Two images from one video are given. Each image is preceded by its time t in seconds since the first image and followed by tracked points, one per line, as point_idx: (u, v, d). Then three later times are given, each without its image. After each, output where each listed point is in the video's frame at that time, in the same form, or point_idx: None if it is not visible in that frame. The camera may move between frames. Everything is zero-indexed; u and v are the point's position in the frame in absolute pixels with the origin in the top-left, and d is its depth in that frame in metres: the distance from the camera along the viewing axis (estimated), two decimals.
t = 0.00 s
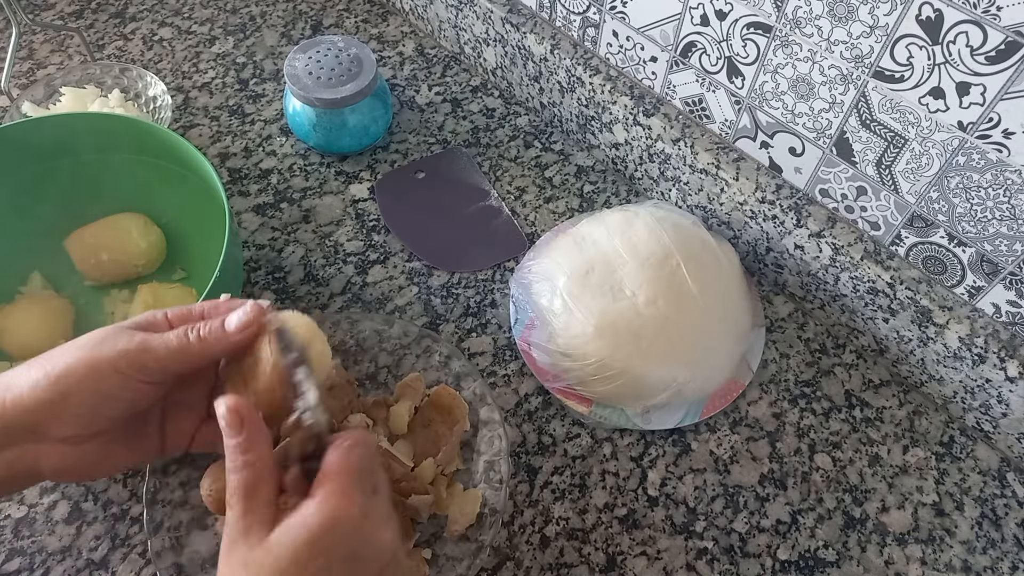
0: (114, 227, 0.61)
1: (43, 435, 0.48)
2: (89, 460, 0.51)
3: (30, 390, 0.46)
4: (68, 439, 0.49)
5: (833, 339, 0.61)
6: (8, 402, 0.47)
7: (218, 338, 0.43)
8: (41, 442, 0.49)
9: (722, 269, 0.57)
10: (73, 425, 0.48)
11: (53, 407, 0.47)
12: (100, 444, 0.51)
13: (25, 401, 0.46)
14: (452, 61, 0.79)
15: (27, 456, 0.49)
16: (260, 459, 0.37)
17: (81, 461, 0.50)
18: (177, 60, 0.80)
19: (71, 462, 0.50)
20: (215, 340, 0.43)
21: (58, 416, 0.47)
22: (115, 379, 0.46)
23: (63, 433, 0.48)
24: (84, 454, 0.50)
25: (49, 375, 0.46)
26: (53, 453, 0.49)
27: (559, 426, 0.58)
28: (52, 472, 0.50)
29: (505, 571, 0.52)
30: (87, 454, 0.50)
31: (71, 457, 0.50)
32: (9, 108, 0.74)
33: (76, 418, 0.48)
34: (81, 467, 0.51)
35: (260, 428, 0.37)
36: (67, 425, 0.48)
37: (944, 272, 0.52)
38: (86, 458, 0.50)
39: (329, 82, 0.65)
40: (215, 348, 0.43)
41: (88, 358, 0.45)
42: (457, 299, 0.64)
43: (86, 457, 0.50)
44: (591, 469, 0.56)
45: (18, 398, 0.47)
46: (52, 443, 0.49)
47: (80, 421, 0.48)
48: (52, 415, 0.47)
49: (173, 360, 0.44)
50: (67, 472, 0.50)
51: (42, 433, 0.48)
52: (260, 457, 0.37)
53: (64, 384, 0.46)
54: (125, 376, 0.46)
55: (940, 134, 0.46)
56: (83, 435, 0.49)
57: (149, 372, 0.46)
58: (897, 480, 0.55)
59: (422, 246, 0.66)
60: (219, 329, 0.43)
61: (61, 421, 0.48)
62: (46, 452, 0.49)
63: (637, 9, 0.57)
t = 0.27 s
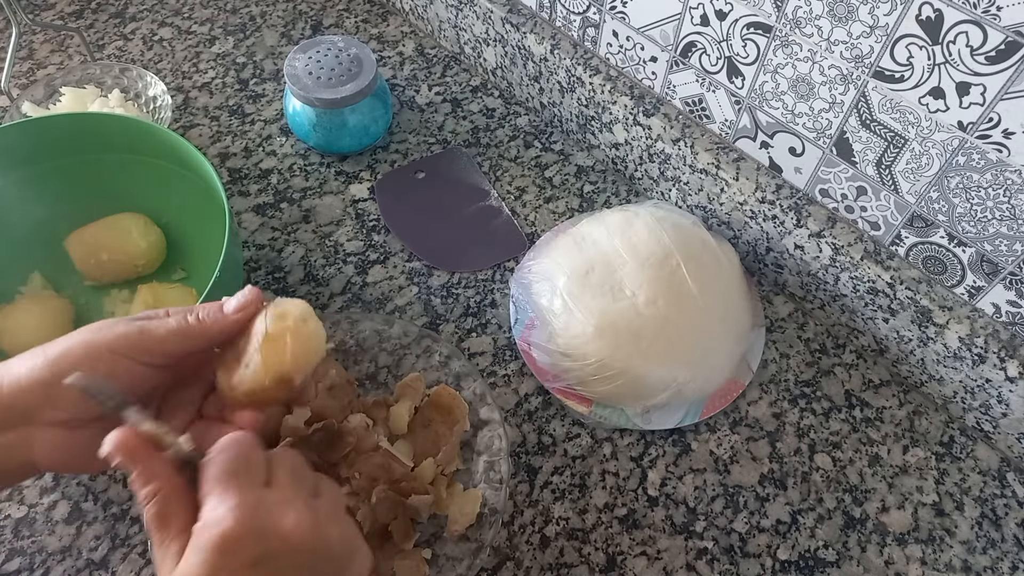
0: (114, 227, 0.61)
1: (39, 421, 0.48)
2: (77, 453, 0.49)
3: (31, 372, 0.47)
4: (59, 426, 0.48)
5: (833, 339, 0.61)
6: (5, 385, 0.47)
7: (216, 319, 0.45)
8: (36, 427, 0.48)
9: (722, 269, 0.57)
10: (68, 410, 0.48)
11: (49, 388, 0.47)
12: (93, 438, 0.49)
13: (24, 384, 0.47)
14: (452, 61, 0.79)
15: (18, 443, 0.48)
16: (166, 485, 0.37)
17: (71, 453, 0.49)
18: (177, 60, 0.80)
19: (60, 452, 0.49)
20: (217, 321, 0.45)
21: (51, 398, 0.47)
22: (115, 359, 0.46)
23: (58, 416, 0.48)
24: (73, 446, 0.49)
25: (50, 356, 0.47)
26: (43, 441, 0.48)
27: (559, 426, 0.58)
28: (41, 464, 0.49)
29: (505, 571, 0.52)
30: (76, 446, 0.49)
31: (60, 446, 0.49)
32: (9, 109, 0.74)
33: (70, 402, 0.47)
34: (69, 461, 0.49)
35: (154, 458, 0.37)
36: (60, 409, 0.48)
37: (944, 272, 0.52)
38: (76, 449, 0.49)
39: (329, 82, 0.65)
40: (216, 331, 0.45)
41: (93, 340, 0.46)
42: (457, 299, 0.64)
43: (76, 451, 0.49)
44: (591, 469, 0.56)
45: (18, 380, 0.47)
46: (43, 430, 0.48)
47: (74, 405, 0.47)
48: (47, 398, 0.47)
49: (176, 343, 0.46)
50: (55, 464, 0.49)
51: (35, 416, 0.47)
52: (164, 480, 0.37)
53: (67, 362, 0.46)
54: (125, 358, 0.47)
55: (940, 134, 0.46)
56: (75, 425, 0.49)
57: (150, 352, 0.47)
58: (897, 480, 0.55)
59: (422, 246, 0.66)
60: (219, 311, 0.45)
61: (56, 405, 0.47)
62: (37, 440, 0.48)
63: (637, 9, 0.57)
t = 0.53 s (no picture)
0: (114, 227, 0.61)
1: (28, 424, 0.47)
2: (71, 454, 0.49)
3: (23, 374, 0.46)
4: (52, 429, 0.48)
5: (833, 340, 0.61)
6: None
7: (217, 329, 0.46)
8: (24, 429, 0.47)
9: (722, 270, 0.57)
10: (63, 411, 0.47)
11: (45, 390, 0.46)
12: (84, 440, 0.50)
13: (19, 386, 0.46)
14: (452, 61, 0.79)
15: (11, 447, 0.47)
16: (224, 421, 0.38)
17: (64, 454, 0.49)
18: (177, 60, 0.80)
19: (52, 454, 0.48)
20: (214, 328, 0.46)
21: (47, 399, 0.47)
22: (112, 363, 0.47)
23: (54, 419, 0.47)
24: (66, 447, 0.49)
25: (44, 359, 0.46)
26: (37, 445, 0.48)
27: (559, 426, 0.58)
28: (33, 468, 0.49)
29: (505, 571, 0.52)
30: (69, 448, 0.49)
31: (54, 449, 0.48)
32: (9, 108, 0.74)
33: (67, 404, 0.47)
34: (62, 462, 0.49)
35: (220, 393, 0.38)
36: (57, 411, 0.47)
37: (943, 272, 0.52)
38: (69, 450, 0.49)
39: (329, 82, 0.65)
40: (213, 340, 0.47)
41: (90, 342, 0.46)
42: (457, 299, 0.64)
43: (71, 452, 0.49)
44: (591, 469, 0.56)
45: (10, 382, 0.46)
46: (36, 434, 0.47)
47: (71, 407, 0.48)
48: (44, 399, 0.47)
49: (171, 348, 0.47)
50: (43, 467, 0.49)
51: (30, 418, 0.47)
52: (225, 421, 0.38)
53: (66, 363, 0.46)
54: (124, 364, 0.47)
55: (940, 134, 0.46)
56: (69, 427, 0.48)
57: (148, 358, 0.47)
58: (897, 480, 0.55)
59: (422, 246, 0.66)
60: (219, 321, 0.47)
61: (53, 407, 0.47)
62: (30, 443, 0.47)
63: (637, 9, 0.57)
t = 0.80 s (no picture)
0: (114, 227, 0.61)
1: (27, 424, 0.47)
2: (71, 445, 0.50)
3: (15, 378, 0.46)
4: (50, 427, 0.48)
5: (833, 340, 0.61)
6: None
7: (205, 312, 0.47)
8: (23, 428, 0.48)
9: (722, 269, 0.57)
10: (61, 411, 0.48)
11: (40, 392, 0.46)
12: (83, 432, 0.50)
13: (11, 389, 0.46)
14: (452, 61, 0.79)
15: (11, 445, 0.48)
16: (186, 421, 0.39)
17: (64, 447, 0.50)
18: (177, 60, 0.80)
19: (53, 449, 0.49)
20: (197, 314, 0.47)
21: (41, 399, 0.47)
22: (105, 361, 0.46)
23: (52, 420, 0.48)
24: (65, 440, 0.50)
25: (33, 360, 0.46)
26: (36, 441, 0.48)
27: (559, 426, 0.58)
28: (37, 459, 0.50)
29: (505, 571, 0.52)
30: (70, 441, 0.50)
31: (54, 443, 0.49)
32: (9, 108, 0.74)
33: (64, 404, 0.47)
34: (61, 454, 0.50)
35: (184, 391, 0.40)
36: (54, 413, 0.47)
37: (943, 272, 0.52)
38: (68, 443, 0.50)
39: (329, 82, 0.65)
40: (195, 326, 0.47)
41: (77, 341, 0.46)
42: (457, 299, 0.64)
43: (72, 444, 0.50)
44: (591, 469, 0.56)
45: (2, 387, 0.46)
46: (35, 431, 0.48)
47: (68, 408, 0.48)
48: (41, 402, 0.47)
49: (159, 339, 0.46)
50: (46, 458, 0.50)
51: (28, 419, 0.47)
52: (189, 422, 0.39)
53: (57, 364, 0.46)
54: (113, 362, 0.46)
55: (940, 134, 0.46)
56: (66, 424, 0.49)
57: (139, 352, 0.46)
58: (897, 480, 0.55)
59: (422, 246, 0.66)
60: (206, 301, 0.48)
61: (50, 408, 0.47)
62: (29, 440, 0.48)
63: (637, 9, 0.57)
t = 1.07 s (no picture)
0: (114, 227, 0.61)
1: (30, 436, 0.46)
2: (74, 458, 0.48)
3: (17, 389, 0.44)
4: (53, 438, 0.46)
5: (833, 340, 0.61)
6: None
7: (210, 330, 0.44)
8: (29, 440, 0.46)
9: (722, 269, 0.57)
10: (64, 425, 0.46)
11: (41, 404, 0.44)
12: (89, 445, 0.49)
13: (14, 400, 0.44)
14: (452, 61, 0.79)
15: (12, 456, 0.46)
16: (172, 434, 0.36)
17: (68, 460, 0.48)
18: (177, 60, 0.80)
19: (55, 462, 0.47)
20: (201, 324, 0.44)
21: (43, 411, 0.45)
22: (108, 374, 0.44)
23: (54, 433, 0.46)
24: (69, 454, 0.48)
25: (37, 371, 0.44)
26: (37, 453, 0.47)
27: (559, 426, 0.58)
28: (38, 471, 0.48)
29: (505, 571, 0.52)
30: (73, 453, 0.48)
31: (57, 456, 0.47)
32: (9, 108, 0.74)
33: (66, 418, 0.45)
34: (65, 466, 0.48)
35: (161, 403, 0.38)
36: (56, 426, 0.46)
37: (943, 272, 0.52)
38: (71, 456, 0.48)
39: (329, 82, 0.65)
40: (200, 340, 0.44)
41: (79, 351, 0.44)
42: (457, 299, 0.64)
43: (76, 457, 0.48)
44: (591, 469, 0.56)
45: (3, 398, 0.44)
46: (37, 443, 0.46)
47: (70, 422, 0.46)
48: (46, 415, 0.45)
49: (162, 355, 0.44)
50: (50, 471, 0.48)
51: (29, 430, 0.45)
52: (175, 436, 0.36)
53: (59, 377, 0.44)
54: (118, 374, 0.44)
55: (940, 134, 0.46)
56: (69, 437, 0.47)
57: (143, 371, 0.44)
58: (897, 480, 0.55)
59: (422, 246, 0.66)
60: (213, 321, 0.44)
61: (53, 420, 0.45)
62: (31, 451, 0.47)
63: (637, 9, 0.57)
